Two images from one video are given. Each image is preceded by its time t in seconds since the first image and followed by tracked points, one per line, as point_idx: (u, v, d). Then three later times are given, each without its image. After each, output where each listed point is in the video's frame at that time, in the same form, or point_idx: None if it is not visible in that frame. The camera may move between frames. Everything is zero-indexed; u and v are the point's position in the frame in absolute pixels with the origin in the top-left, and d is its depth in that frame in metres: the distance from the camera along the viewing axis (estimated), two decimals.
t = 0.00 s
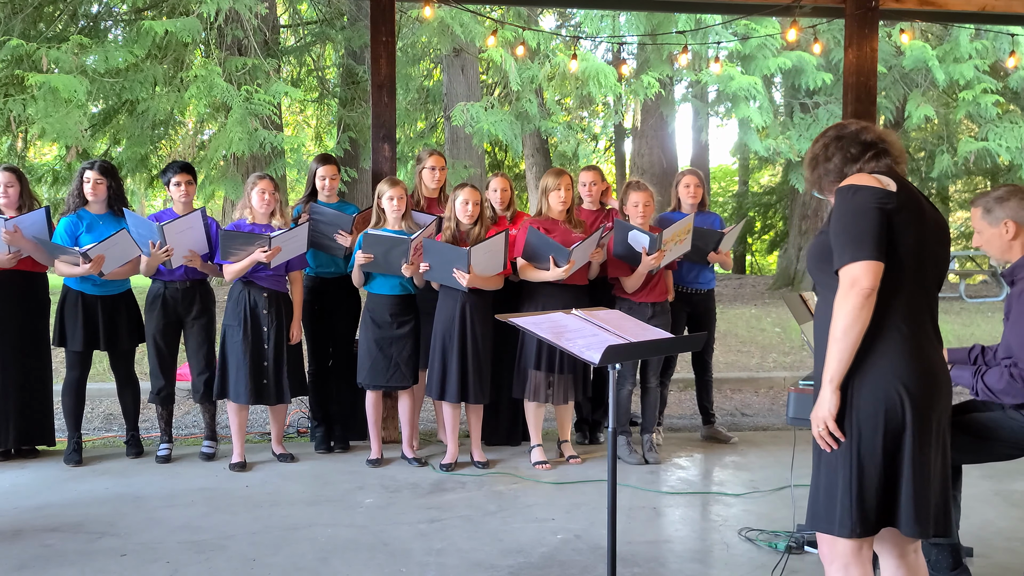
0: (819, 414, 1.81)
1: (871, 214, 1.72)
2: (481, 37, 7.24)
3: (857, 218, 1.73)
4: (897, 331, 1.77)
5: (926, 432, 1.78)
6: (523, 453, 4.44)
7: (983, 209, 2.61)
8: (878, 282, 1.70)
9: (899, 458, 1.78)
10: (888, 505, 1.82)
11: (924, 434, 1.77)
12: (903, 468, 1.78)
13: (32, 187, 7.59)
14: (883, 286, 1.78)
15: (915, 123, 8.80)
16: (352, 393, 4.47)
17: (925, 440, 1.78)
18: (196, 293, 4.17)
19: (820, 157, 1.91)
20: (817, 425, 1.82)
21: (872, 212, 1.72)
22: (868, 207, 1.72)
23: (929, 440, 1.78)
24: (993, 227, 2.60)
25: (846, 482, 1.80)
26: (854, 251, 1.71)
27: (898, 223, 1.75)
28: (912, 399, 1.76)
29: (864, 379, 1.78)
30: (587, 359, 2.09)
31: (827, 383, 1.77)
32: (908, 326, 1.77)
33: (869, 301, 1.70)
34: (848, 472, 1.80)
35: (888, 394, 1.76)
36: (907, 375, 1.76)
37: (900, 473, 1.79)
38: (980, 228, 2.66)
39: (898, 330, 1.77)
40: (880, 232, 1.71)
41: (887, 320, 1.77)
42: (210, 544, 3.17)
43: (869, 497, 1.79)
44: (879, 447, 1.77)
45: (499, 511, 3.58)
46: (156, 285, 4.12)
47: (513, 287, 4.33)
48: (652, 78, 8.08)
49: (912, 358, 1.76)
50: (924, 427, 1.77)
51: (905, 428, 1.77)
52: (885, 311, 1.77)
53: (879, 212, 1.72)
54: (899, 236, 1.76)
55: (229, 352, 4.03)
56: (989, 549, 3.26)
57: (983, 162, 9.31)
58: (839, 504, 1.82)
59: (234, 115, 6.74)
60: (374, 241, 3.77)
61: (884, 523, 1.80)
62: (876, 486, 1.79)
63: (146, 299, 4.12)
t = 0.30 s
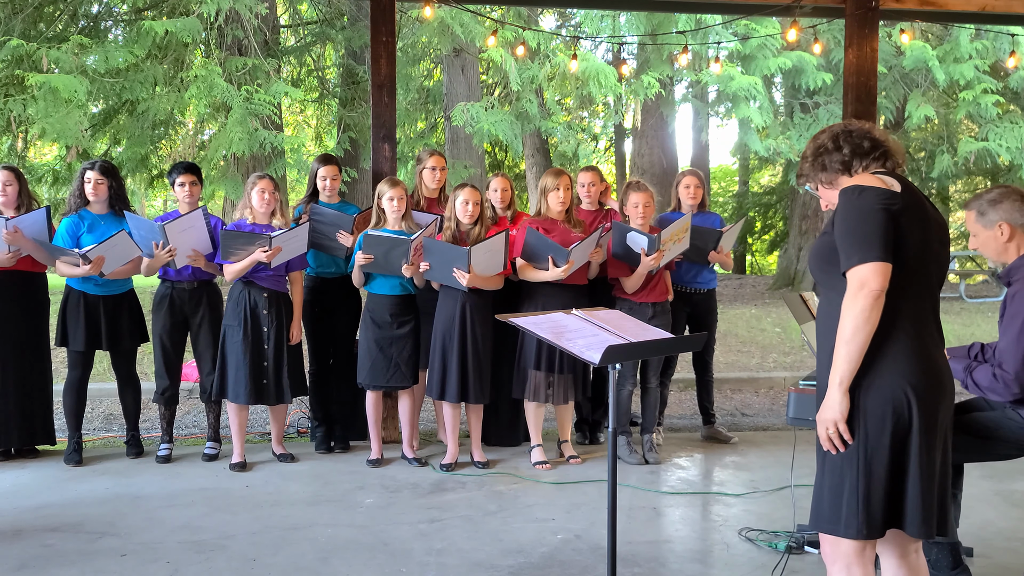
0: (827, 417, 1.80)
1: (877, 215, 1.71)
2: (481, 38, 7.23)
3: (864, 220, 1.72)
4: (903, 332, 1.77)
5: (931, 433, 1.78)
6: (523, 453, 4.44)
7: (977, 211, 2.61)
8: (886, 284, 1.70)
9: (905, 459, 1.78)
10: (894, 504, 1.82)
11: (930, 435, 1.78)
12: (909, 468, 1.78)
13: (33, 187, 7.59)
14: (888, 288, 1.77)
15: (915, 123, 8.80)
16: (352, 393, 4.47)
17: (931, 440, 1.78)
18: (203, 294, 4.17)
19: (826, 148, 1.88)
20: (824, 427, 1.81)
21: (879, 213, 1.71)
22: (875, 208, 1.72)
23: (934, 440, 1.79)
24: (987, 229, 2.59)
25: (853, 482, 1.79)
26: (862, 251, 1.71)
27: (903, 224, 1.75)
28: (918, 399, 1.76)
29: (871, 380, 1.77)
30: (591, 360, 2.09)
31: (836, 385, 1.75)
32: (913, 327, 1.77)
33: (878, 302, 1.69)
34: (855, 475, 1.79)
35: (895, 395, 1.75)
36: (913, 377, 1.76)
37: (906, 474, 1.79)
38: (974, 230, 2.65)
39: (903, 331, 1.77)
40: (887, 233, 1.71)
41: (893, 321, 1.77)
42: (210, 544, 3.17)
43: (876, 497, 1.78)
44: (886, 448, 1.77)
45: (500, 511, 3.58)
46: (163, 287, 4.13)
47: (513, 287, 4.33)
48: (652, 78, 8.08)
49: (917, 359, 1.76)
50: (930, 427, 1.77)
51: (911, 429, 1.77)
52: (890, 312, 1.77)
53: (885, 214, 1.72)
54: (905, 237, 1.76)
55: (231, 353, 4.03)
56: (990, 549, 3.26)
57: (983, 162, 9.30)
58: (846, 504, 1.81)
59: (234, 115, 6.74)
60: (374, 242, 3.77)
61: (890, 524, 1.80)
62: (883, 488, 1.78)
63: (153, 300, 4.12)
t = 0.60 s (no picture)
0: (832, 421, 1.79)
1: (880, 218, 1.71)
2: (481, 38, 7.24)
3: (867, 223, 1.72)
4: (906, 336, 1.77)
5: (934, 435, 1.78)
6: (523, 453, 4.44)
7: (975, 213, 2.62)
8: (888, 288, 1.70)
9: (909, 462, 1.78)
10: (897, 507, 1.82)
11: (933, 437, 1.78)
12: (913, 472, 1.78)
13: (32, 187, 7.59)
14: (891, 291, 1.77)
15: (916, 123, 8.80)
16: (352, 393, 4.47)
17: (934, 444, 1.78)
18: (206, 294, 4.17)
19: (830, 141, 1.87)
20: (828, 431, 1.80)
21: (881, 216, 1.71)
22: (878, 211, 1.72)
23: (938, 442, 1.79)
24: (985, 231, 2.60)
25: (858, 487, 1.79)
26: (865, 254, 1.70)
27: (905, 226, 1.75)
28: (922, 402, 1.76)
29: (875, 384, 1.77)
30: (592, 360, 2.09)
31: (840, 389, 1.75)
32: (916, 331, 1.77)
33: (881, 306, 1.70)
34: (859, 479, 1.79)
35: (899, 399, 1.75)
36: (917, 380, 1.76)
37: (910, 477, 1.79)
38: (973, 232, 2.65)
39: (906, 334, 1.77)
40: (890, 236, 1.71)
41: (896, 324, 1.77)
42: (210, 544, 3.17)
43: (882, 502, 1.77)
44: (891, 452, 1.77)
45: (500, 511, 3.58)
46: (165, 288, 4.13)
47: (513, 287, 4.33)
48: (652, 78, 8.09)
49: (920, 361, 1.76)
50: (933, 429, 1.77)
51: (914, 431, 1.77)
52: (892, 316, 1.77)
53: (888, 216, 1.72)
54: (907, 240, 1.76)
55: (233, 353, 4.03)
56: (990, 549, 3.26)
57: (983, 162, 9.30)
58: (850, 509, 1.80)
59: (235, 115, 6.74)
60: (375, 243, 3.77)
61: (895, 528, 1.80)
62: (889, 492, 1.78)
63: (156, 300, 4.12)
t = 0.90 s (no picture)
0: (834, 424, 1.79)
1: (881, 222, 1.71)
2: (481, 38, 7.23)
3: (868, 226, 1.71)
4: (905, 337, 1.77)
5: (936, 435, 1.78)
6: (523, 453, 4.44)
7: (977, 211, 2.61)
8: (888, 291, 1.70)
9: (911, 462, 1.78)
10: (899, 507, 1.82)
11: (935, 438, 1.78)
12: (915, 472, 1.78)
13: (33, 187, 7.59)
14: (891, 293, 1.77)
15: (916, 123, 8.80)
16: (352, 393, 4.47)
17: (936, 445, 1.78)
18: (205, 294, 4.17)
19: (837, 135, 1.86)
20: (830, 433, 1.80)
21: (881, 219, 1.71)
22: (879, 215, 1.71)
23: (940, 443, 1.79)
24: (987, 229, 2.59)
25: (860, 489, 1.79)
26: (865, 259, 1.70)
27: (906, 229, 1.75)
28: (924, 403, 1.76)
29: (874, 386, 1.77)
30: (592, 360, 2.09)
31: (840, 393, 1.76)
32: (916, 332, 1.77)
33: (880, 309, 1.70)
34: (862, 481, 1.79)
35: (900, 400, 1.75)
36: (917, 382, 1.76)
37: (912, 478, 1.79)
38: (974, 229, 2.65)
39: (905, 336, 1.77)
40: (891, 239, 1.70)
41: (895, 326, 1.77)
42: (211, 544, 3.17)
43: (884, 504, 1.77)
44: (892, 454, 1.76)
45: (500, 511, 3.58)
46: (164, 287, 4.13)
47: (513, 287, 4.33)
48: (652, 78, 8.09)
49: (921, 363, 1.76)
50: (935, 429, 1.77)
51: (916, 432, 1.77)
52: (893, 319, 1.77)
53: (889, 219, 1.71)
54: (907, 242, 1.76)
55: (232, 353, 4.03)
56: (990, 549, 3.26)
57: (983, 162, 9.30)
58: (853, 511, 1.80)
59: (235, 115, 6.74)
60: (374, 243, 3.77)
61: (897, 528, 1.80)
62: (891, 495, 1.77)
63: (154, 300, 4.12)
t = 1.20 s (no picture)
0: (835, 425, 1.79)
1: (883, 223, 1.71)
2: (481, 38, 7.23)
3: (869, 227, 1.71)
4: (906, 337, 1.77)
5: (937, 436, 1.78)
6: (523, 453, 4.44)
7: (980, 207, 2.61)
8: (889, 292, 1.70)
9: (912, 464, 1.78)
10: (899, 508, 1.82)
11: (935, 440, 1.78)
12: (915, 473, 1.79)
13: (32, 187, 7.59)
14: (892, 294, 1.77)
15: (916, 123, 8.79)
16: (352, 393, 4.47)
17: (936, 447, 1.78)
18: (204, 294, 4.17)
19: (840, 133, 1.86)
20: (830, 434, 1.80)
21: (883, 220, 1.71)
22: (881, 216, 1.71)
23: (939, 444, 1.79)
24: (990, 226, 2.59)
25: (860, 490, 1.79)
26: (866, 260, 1.70)
27: (907, 229, 1.75)
28: (924, 403, 1.76)
29: (875, 386, 1.77)
30: (592, 360, 2.09)
31: (840, 394, 1.76)
32: (917, 333, 1.78)
33: (881, 310, 1.70)
34: (863, 483, 1.79)
35: (900, 401, 1.75)
36: (917, 383, 1.76)
37: (912, 479, 1.79)
38: (976, 226, 2.65)
39: (906, 336, 1.77)
40: (892, 240, 1.70)
41: (897, 326, 1.77)
42: (211, 544, 3.17)
43: (884, 505, 1.77)
44: (893, 455, 1.76)
45: (500, 511, 3.58)
46: (163, 287, 4.12)
47: (512, 287, 4.33)
48: (652, 78, 8.09)
49: (921, 363, 1.76)
50: (935, 430, 1.78)
51: (917, 432, 1.77)
52: (894, 320, 1.77)
53: (891, 220, 1.71)
54: (908, 242, 1.76)
55: (232, 353, 4.03)
56: (990, 549, 3.25)
57: (983, 162, 9.30)
58: (854, 512, 1.80)
59: (234, 115, 6.74)
60: (374, 243, 3.76)
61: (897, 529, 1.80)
62: (891, 496, 1.77)
63: (153, 300, 4.11)
